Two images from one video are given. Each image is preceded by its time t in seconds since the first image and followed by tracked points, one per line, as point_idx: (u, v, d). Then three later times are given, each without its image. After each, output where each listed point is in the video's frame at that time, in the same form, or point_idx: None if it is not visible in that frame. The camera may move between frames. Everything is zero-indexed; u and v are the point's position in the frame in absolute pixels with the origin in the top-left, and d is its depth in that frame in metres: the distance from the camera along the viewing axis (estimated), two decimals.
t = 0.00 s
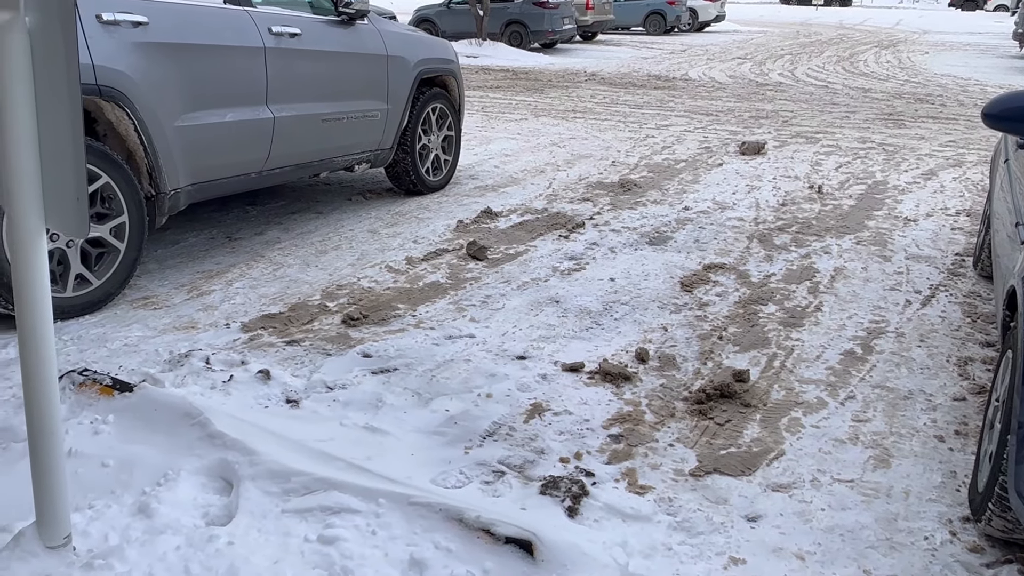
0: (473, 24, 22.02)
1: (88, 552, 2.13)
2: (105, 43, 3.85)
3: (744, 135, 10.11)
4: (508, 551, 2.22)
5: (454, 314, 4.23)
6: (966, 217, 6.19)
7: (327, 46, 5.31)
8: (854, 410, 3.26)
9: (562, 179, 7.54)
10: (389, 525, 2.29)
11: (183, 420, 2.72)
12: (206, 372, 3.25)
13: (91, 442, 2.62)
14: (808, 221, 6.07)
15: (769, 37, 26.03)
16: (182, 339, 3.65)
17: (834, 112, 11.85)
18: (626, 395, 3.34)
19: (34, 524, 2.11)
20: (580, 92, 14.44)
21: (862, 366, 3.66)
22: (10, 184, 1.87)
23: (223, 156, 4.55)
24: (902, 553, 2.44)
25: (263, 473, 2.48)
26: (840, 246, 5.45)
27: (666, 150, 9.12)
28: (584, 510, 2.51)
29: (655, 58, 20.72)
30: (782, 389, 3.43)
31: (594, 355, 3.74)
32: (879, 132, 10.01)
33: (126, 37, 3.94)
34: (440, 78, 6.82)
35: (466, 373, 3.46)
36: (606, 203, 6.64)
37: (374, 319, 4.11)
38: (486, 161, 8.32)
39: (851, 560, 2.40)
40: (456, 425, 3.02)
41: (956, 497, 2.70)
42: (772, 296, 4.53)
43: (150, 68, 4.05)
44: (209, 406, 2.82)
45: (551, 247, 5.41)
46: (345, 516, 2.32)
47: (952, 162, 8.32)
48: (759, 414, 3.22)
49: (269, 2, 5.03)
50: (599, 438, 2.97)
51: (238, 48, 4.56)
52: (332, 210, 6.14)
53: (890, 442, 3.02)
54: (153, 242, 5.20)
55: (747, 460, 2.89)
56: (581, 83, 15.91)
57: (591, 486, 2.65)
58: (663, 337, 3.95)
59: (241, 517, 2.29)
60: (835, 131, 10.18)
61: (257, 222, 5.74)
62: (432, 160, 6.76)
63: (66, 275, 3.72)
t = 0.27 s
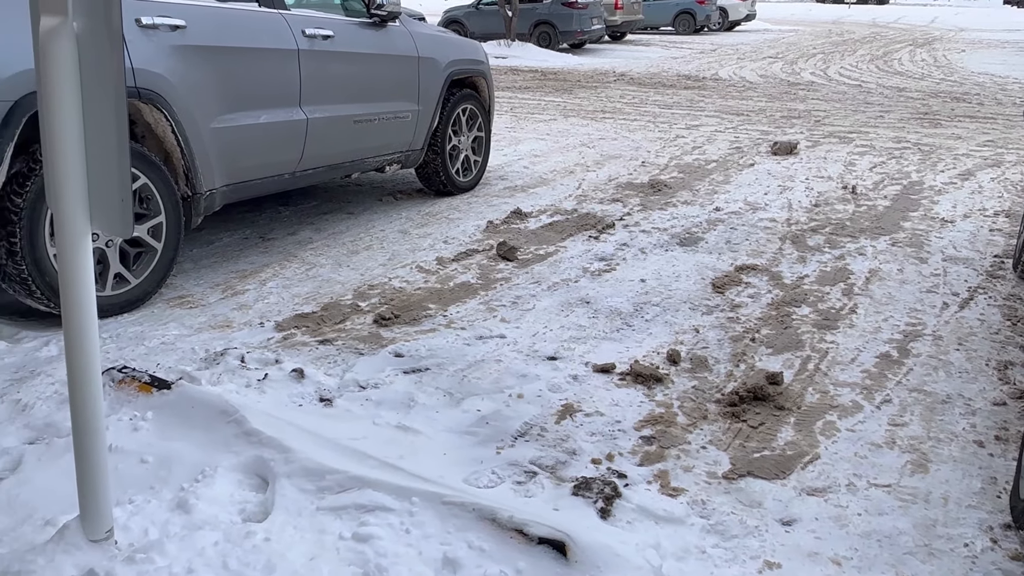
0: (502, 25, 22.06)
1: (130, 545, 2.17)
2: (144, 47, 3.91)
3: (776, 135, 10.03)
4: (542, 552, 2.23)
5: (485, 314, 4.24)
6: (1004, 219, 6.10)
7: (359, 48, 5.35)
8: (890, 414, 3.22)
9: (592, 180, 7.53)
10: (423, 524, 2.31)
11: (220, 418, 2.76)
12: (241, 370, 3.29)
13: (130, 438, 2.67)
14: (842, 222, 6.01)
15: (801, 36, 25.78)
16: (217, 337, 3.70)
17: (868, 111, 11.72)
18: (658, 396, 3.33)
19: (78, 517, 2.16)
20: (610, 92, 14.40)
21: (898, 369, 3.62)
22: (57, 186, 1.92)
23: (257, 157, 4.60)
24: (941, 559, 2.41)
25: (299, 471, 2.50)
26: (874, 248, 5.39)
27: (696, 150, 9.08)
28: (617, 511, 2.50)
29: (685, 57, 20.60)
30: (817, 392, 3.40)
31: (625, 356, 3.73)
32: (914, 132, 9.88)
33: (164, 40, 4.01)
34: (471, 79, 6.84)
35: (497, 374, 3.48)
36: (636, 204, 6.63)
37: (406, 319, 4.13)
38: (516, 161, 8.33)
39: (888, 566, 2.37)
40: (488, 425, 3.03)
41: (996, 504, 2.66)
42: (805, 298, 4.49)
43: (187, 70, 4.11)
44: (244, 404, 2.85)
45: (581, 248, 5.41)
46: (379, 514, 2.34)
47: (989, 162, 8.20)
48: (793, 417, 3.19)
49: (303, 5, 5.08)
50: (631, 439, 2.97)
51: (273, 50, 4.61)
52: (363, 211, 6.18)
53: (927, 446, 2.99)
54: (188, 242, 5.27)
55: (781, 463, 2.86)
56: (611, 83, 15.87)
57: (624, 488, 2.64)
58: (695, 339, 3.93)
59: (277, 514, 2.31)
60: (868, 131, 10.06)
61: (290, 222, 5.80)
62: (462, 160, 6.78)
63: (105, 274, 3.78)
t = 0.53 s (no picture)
0: (541, 26, 22.06)
1: (180, 538, 2.21)
2: (194, 50, 3.99)
3: (820, 136, 9.89)
4: (585, 553, 2.22)
5: (526, 314, 4.25)
6: None
7: (402, 50, 5.39)
8: (939, 420, 3.16)
9: (633, 181, 7.49)
10: (467, 523, 2.32)
11: (266, 414, 2.80)
12: (286, 368, 3.33)
13: (180, 433, 2.72)
14: (889, 224, 5.92)
15: (845, 35, 25.40)
16: (263, 335, 3.75)
17: (916, 111, 11.51)
18: (700, 399, 3.31)
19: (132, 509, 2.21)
20: (650, 93, 14.33)
21: (948, 375, 3.55)
22: (115, 184, 1.97)
23: (302, 158, 4.65)
24: (994, 570, 2.36)
25: (343, 467, 2.53)
26: (922, 251, 5.29)
27: (738, 151, 8.99)
28: (660, 514, 2.49)
29: (726, 58, 20.41)
30: (863, 397, 3.35)
31: (667, 358, 3.71)
32: (963, 133, 9.68)
33: (213, 43, 4.08)
34: (511, 81, 6.85)
35: (538, 374, 3.48)
36: (677, 205, 6.58)
37: (447, 319, 4.15)
38: (555, 162, 8.32)
39: None
40: (529, 425, 3.03)
41: None
42: (851, 301, 4.43)
43: (235, 73, 4.18)
44: (290, 401, 2.89)
45: (622, 249, 5.39)
46: (423, 512, 2.36)
47: None
48: (839, 422, 3.15)
49: (347, 7, 5.13)
50: (674, 442, 2.95)
51: (318, 53, 4.67)
52: (404, 212, 6.23)
53: (978, 454, 2.93)
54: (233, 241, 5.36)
55: (827, 468, 2.83)
56: (651, 84, 15.79)
57: (667, 491, 2.63)
58: (738, 342, 3.90)
59: (322, 510, 2.34)
60: (916, 132, 9.88)
61: (332, 223, 5.87)
62: (502, 161, 6.80)
63: (155, 272, 3.86)
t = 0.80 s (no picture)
0: (588, 27, 22.00)
1: (235, 531, 2.26)
2: (249, 53, 4.06)
3: (873, 138, 9.71)
4: (634, 558, 2.22)
5: (573, 317, 4.24)
6: None
7: (451, 52, 5.42)
8: (999, 431, 3.08)
9: (680, 183, 7.44)
10: (515, 525, 2.33)
11: (317, 412, 2.84)
12: (336, 367, 3.38)
13: (234, 429, 2.78)
14: (946, 228, 5.78)
15: (899, 35, 24.88)
16: (313, 334, 3.81)
17: (973, 112, 11.23)
18: (750, 405, 3.27)
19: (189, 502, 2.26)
20: (698, 94, 14.21)
21: (1008, 384, 3.47)
22: (178, 185, 2.02)
23: (352, 159, 4.71)
24: None
25: (393, 466, 2.56)
26: (980, 256, 5.16)
27: (788, 153, 8.87)
28: (710, 520, 2.48)
29: (775, 58, 20.15)
30: (919, 406, 3.28)
31: (716, 363, 3.68)
32: None
33: (268, 47, 4.15)
34: (559, 82, 6.85)
35: (585, 377, 3.48)
36: (726, 208, 6.52)
37: (494, 320, 4.17)
38: (602, 164, 8.30)
39: None
40: (577, 428, 3.03)
41: None
42: (906, 307, 4.34)
43: (289, 75, 4.25)
44: (340, 399, 2.93)
45: (669, 252, 5.35)
46: (471, 512, 2.37)
47: None
48: (894, 431, 3.09)
49: (398, 10, 5.19)
50: (723, 448, 2.93)
51: (368, 55, 4.72)
52: (450, 213, 6.27)
53: None
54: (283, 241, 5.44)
55: (881, 478, 2.78)
56: (699, 84, 15.65)
57: (717, 497, 2.61)
58: (789, 347, 3.85)
59: (372, 508, 2.37)
60: (973, 134, 9.65)
61: (380, 223, 5.93)
62: (549, 163, 6.80)
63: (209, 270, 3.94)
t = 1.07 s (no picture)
0: (638, 27, 21.87)
1: (291, 524, 2.29)
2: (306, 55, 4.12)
3: (934, 139, 9.48)
4: (686, 564, 2.21)
5: (623, 318, 4.23)
6: None
7: (503, 53, 5.44)
8: None
9: (732, 185, 7.35)
10: (566, 526, 2.33)
11: (370, 409, 2.88)
12: (388, 365, 3.42)
13: (289, 424, 2.83)
14: (1010, 233, 5.62)
15: (961, 33, 24.23)
16: (365, 332, 3.85)
17: None
18: (804, 411, 3.22)
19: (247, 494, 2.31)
20: (750, 94, 14.02)
21: None
22: (243, 185, 2.06)
23: (404, 160, 4.75)
24: None
25: (444, 464, 2.58)
26: None
27: (844, 155, 8.71)
28: (763, 528, 2.45)
29: (831, 58, 19.79)
30: (981, 417, 3.20)
31: (769, 368, 3.63)
32: None
33: (325, 49, 4.21)
34: (610, 83, 6.82)
35: (636, 379, 3.46)
36: (779, 210, 6.43)
37: (544, 321, 4.17)
38: (652, 165, 8.24)
39: None
40: (627, 430, 3.02)
41: None
42: (968, 314, 4.23)
43: (344, 77, 4.31)
44: (392, 397, 2.96)
45: (721, 255, 5.30)
46: (522, 513, 2.38)
47: None
48: (955, 441, 3.01)
49: (451, 12, 5.22)
50: (776, 454, 2.89)
51: (422, 57, 4.76)
52: (500, 213, 6.28)
53: None
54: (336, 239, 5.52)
55: (941, 490, 2.71)
56: (752, 84, 15.44)
57: (770, 504, 2.58)
58: (844, 353, 3.78)
59: (424, 505, 2.40)
60: None
61: (430, 223, 5.97)
62: (599, 164, 6.78)
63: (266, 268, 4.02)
